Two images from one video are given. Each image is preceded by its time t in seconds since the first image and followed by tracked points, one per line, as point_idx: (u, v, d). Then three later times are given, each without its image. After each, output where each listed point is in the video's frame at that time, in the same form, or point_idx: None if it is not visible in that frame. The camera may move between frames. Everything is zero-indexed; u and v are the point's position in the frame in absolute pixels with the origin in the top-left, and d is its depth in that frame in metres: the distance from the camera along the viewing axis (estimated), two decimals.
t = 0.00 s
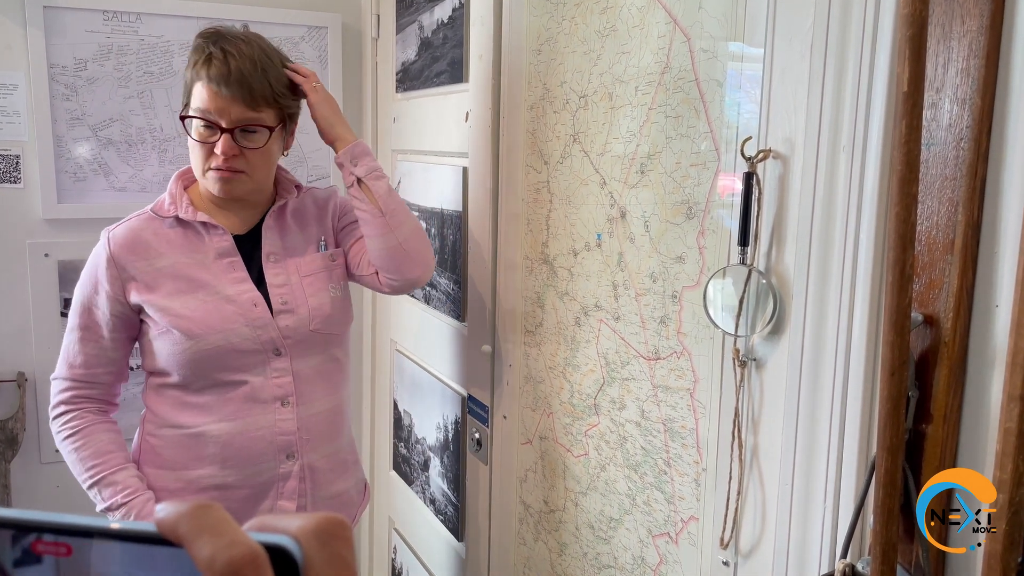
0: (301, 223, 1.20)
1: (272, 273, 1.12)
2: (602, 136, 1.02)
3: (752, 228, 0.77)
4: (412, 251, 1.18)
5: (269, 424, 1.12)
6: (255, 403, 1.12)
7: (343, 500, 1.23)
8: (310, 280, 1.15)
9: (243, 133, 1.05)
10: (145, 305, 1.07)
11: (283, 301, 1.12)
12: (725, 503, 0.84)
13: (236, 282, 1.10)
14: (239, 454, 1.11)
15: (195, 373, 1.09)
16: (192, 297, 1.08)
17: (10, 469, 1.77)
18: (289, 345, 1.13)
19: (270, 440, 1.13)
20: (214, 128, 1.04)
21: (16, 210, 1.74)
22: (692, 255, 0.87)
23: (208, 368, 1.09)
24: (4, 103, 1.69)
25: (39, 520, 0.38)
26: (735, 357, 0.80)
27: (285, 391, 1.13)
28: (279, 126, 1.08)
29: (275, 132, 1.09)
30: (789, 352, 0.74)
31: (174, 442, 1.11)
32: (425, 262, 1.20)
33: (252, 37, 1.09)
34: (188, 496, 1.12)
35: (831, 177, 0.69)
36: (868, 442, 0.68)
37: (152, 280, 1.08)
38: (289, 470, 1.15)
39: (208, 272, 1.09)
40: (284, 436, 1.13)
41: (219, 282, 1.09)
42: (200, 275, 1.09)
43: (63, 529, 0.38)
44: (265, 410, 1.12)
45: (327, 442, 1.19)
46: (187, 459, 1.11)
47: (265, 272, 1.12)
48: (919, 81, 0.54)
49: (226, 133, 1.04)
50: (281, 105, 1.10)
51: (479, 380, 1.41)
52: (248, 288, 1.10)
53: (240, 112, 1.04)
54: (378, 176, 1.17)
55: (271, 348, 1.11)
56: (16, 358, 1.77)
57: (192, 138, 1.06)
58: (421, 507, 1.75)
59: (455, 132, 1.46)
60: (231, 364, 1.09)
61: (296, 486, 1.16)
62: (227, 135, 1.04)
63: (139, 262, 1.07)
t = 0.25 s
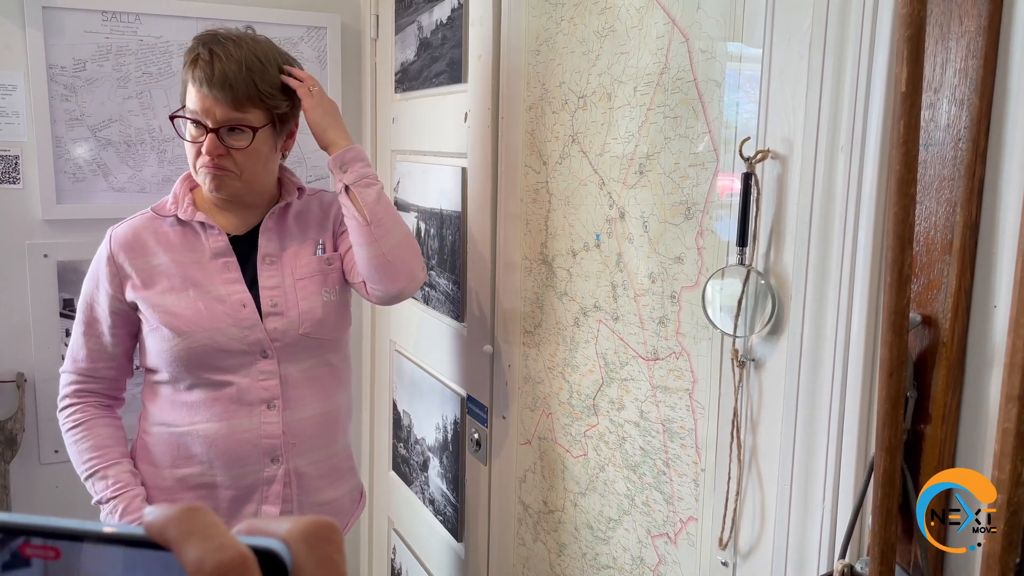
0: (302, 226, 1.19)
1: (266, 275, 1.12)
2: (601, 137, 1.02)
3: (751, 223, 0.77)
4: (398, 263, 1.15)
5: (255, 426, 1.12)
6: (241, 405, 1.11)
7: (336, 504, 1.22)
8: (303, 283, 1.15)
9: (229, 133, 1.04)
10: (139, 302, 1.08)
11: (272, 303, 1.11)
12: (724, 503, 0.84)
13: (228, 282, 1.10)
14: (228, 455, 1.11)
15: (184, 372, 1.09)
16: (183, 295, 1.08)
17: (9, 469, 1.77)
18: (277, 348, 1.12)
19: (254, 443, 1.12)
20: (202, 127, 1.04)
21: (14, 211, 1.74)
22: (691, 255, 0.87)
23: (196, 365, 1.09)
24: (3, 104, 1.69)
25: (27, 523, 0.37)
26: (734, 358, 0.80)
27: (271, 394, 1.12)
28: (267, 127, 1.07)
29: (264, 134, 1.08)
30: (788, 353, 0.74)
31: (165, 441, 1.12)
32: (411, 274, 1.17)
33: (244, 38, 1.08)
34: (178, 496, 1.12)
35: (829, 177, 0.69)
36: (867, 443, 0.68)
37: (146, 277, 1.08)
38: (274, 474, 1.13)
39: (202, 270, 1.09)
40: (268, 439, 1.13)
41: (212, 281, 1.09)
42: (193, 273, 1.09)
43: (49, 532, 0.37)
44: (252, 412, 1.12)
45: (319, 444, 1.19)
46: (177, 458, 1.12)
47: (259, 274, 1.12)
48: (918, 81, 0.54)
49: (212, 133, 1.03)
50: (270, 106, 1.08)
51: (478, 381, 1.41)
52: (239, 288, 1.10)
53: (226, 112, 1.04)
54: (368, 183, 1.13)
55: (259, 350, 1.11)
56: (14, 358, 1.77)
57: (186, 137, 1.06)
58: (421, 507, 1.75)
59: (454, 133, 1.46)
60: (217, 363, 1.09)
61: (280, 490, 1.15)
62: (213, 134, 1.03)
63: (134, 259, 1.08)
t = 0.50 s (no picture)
0: (301, 226, 1.19)
1: (261, 275, 1.12)
2: (601, 137, 1.02)
3: (750, 228, 0.77)
4: (389, 254, 1.14)
5: (249, 426, 1.12)
6: (235, 404, 1.11)
7: (334, 504, 1.23)
8: (298, 282, 1.14)
9: (229, 140, 1.05)
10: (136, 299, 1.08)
11: (267, 302, 1.11)
12: (723, 503, 0.84)
13: (225, 280, 1.10)
14: (222, 454, 1.11)
15: (178, 371, 1.09)
16: (179, 293, 1.08)
17: (9, 469, 1.77)
18: (271, 346, 1.12)
19: (248, 442, 1.12)
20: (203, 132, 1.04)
21: (14, 211, 1.74)
22: (690, 255, 0.87)
23: (190, 363, 1.09)
24: (2, 104, 1.69)
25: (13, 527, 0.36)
26: (732, 358, 0.80)
27: (264, 393, 1.12)
28: (266, 139, 1.07)
29: (264, 145, 1.08)
30: (786, 353, 0.75)
31: (162, 440, 1.12)
32: (404, 264, 1.17)
33: (252, 49, 1.07)
34: (174, 495, 1.13)
35: (827, 178, 0.69)
36: (865, 444, 0.68)
37: (144, 275, 1.08)
38: (266, 474, 1.14)
39: (200, 270, 1.09)
40: (262, 439, 1.13)
41: (208, 279, 1.09)
42: (189, 271, 1.09)
43: (45, 534, 0.35)
44: (245, 412, 1.12)
45: (315, 445, 1.18)
46: (172, 457, 1.12)
47: (254, 273, 1.12)
48: (916, 81, 0.54)
49: (211, 139, 1.03)
50: (270, 117, 1.08)
51: (477, 381, 1.41)
52: (236, 287, 1.10)
53: (227, 120, 1.04)
54: (356, 174, 1.12)
55: (253, 349, 1.11)
56: (14, 358, 1.77)
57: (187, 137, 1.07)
58: (421, 508, 1.75)
59: (453, 133, 1.46)
60: (211, 361, 1.09)
61: (274, 491, 1.15)
62: (212, 140, 1.03)
63: (132, 257, 1.08)
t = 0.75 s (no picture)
0: (303, 227, 1.20)
1: (265, 276, 1.12)
2: (601, 138, 1.02)
3: (749, 228, 0.77)
4: (396, 258, 1.16)
5: (252, 427, 1.12)
6: (239, 405, 1.11)
7: (335, 504, 1.23)
8: (303, 283, 1.15)
9: (223, 136, 1.05)
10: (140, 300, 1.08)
11: (272, 303, 1.11)
12: (723, 503, 0.84)
13: (229, 281, 1.10)
14: (224, 455, 1.11)
15: (182, 373, 1.09)
16: (183, 293, 1.08)
17: (10, 470, 1.77)
18: (276, 348, 1.12)
19: (252, 443, 1.12)
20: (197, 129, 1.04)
21: (15, 212, 1.74)
22: (690, 256, 0.87)
23: (195, 364, 1.09)
24: (4, 105, 1.70)
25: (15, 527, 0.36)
26: (732, 359, 0.81)
27: (269, 394, 1.12)
28: (260, 135, 1.07)
29: (258, 142, 1.07)
30: (786, 354, 0.75)
31: (163, 442, 1.12)
32: (410, 269, 1.18)
33: (245, 47, 1.07)
34: (175, 496, 1.13)
35: (827, 179, 0.69)
36: (865, 445, 0.68)
37: (146, 275, 1.08)
38: (270, 475, 1.14)
39: (203, 270, 1.10)
40: (266, 440, 1.13)
41: (213, 279, 1.10)
42: (192, 272, 1.09)
43: (45, 534, 0.36)
44: (249, 413, 1.12)
45: (317, 446, 1.19)
46: (174, 459, 1.12)
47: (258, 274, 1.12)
48: (915, 83, 0.55)
49: (204, 136, 1.04)
50: (264, 114, 1.08)
51: (478, 382, 1.41)
52: (240, 288, 1.10)
53: (220, 116, 1.04)
54: (364, 178, 1.14)
55: (258, 350, 1.11)
56: (14, 359, 1.77)
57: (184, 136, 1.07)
58: (421, 508, 1.75)
59: (454, 134, 1.46)
60: (216, 362, 1.09)
61: (277, 491, 1.15)
62: (206, 137, 1.04)
63: (136, 257, 1.08)
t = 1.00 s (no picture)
0: (304, 228, 1.20)
1: (268, 276, 1.13)
2: (601, 138, 1.02)
3: (749, 229, 0.78)
4: (405, 259, 1.18)
5: (256, 427, 1.13)
6: (243, 406, 1.12)
7: (337, 504, 1.23)
8: (305, 284, 1.16)
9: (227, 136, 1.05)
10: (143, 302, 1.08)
11: (275, 304, 1.12)
12: (724, 504, 0.84)
13: (232, 282, 1.11)
14: (227, 456, 1.12)
15: (186, 374, 1.09)
16: (187, 294, 1.08)
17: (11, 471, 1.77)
18: (280, 348, 1.13)
19: (256, 443, 1.13)
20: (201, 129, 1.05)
21: (17, 213, 1.75)
22: (691, 257, 0.87)
23: (200, 366, 1.09)
24: (6, 107, 1.70)
25: (21, 524, 0.36)
26: (733, 359, 0.81)
27: (273, 394, 1.13)
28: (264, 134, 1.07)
29: (260, 141, 1.07)
30: (786, 354, 0.75)
31: (165, 443, 1.12)
32: (419, 270, 1.20)
33: (250, 47, 1.07)
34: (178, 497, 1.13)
35: (827, 179, 0.69)
36: (865, 445, 0.68)
37: (148, 277, 1.08)
38: (275, 475, 1.14)
39: (205, 271, 1.10)
40: (270, 440, 1.13)
41: (216, 280, 1.10)
42: (195, 273, 1.09)
43: (48, 532, 0.36)
44: (254, 413, 1.12)
45: (319, 446, 1.19)
46: (177, 460, 1.12)
47: (261, 275, 1.13)
48: (914, 84, 0.55)
49: (207, 136, 1.04)
50: (269, 114, 1.08)
51: (479, 383, 1.42)
52: (243, 289, 1.11)
53: (224, 115, 1.04)
54: (371, 183, 1.17)
55: (262, 351, 1.11)
56: (16, 359, 1.77)
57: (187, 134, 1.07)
58: (422, 508, 1.75)
59: (454, 135, 1.46)
60: (220, 363, 1.10)
61: (281, 491, 1.16)
62: (209, 137, 1.04)
63: (138, 258, 1.08)
